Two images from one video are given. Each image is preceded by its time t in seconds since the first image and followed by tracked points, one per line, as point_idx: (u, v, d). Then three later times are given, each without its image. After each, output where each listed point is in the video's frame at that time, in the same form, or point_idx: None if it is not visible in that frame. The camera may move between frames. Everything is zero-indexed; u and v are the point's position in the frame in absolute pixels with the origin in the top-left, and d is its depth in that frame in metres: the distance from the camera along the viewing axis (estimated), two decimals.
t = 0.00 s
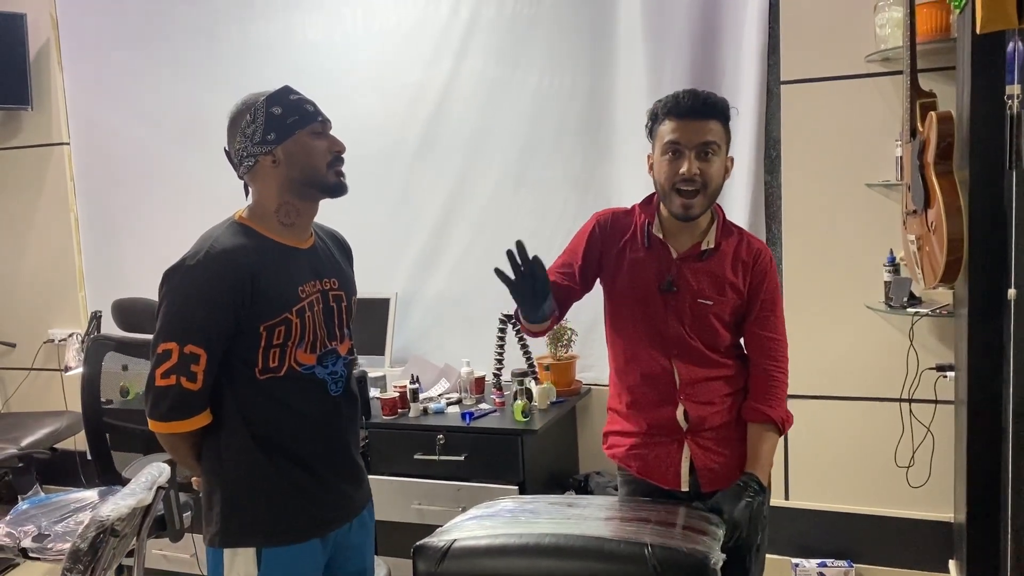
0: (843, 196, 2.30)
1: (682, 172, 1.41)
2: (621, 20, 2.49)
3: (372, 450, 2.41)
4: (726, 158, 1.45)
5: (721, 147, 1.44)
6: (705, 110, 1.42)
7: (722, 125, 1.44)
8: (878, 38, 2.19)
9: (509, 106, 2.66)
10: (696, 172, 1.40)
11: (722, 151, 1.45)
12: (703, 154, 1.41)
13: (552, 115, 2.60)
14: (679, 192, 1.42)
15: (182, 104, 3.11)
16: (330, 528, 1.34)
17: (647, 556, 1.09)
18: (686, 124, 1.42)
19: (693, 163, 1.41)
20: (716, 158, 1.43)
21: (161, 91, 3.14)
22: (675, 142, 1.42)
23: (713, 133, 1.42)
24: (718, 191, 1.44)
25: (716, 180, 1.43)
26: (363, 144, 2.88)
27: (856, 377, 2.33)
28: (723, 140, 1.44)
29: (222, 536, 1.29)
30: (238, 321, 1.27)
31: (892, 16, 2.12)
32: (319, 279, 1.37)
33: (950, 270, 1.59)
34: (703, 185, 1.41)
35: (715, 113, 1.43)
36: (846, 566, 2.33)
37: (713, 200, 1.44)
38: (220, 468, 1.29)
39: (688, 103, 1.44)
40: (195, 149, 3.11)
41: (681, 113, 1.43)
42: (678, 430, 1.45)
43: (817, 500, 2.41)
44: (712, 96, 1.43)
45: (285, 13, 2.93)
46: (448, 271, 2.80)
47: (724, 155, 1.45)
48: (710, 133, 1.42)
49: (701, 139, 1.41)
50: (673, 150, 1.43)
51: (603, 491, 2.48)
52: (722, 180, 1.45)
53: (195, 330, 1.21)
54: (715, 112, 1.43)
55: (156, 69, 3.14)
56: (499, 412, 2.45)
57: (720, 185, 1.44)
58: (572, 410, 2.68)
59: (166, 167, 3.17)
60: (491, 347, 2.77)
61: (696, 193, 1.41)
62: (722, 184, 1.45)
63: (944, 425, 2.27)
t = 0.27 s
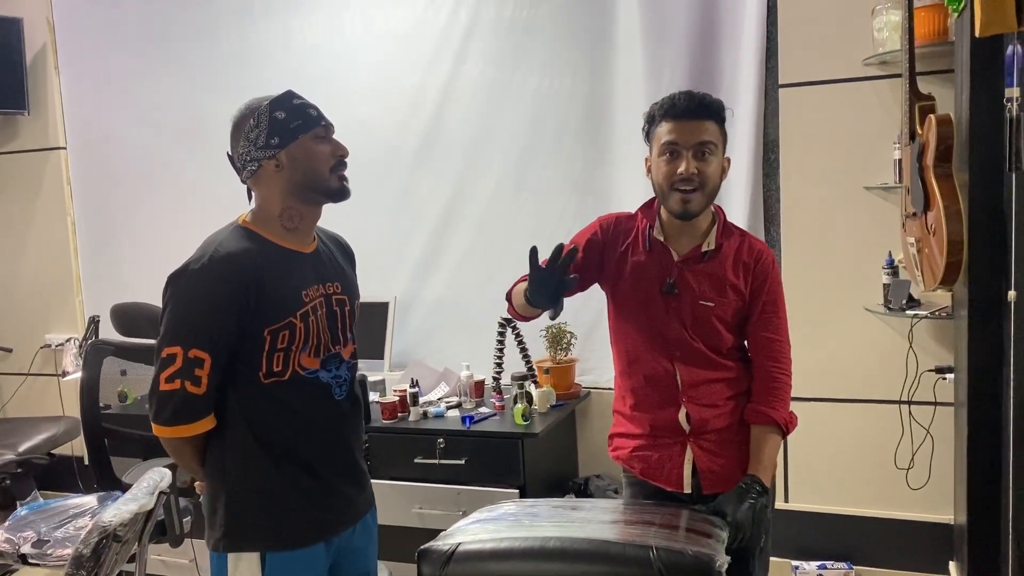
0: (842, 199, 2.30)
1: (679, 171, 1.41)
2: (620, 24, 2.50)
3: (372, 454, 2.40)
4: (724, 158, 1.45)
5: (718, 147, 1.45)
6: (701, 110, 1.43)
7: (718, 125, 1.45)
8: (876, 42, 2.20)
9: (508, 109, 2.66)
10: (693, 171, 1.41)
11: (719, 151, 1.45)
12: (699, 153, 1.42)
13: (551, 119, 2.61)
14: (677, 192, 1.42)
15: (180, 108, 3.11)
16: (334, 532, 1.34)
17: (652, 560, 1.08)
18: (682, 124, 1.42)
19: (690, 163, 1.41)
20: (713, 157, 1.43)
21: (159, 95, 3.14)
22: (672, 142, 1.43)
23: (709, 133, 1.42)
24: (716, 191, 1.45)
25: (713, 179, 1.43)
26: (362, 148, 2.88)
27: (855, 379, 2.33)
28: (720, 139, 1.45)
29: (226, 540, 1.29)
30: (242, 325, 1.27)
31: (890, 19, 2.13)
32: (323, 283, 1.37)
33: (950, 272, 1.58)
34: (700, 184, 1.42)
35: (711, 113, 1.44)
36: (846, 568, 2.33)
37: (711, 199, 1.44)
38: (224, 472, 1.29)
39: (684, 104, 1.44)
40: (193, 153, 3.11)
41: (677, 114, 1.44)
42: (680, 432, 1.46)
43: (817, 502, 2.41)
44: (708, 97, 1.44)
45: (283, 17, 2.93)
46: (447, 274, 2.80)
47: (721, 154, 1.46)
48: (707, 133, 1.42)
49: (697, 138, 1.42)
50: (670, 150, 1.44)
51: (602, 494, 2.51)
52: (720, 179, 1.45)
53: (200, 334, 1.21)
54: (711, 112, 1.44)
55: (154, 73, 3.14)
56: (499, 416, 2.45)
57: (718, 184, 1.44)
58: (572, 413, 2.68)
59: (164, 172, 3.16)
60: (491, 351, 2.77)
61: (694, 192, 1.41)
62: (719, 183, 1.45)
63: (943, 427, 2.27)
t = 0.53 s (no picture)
0: (842, 202, 2.31)
1: (675, 175, 1.41)
2: (620, 28, 2.50)
3: (374, 458, 2.40)
4: (721, 159, 1.45)
5: (714, 149, 1.44)
6: (696, 113, 1.43)
7: (714, 127, 1.45)
8: (876, 46, 2.21)
9: (508, 113, 2.67)
10: (691, 174, 1.41)
11: (716, 152, 1.45)
12: (695, 156, 1.42)
13: (551, 122, 2.61)
14: (677, 195, 1.42)
15: (179, 111, 3.11)
16: (341, 536, 1.34)
17: (660, 563, 1.08)
18: (677, 128, 1.42)
19: (686, 166, 1.41)
20: (710, 159, 1.43)
21: (158, 99, 3.14)
22: (668, 146, 1.43)
23: (704, 135, 1.42)
24: (714, 192, 1.44)
25: (711, 179, 1.43)
26: (362, 151, 2.88)
27: (856, 382, 2.34)
28: (715, 140, 1.44)
29: (233, 544, 1.29)
30: (249, 328, 1.27)
31: (890, 23, 2.15)
32: (330, 287, 1.37)
33: (953, 274, 1.60)
34: (697, 187, 1.41)
35: (706, 116, 1.44)
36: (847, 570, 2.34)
37: (710, 201, 1.44)
38: (230, 476, 1.29)
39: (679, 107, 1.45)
40: (192, 157, 3.11)
41: (672, 117, 1.44)
42: (685, 434, 1.46)
43: (818, 505, 2.41)
44: (701, 99, 1.44)
45: (283, 21, 2.93)
46: (447, 278, 2.80)
47: (719, 155, 1.45)
48: (702, 136, 1.42)
49: (692, 141, 1.42)
50: (667, 155, 1.43)
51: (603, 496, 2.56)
52: (717, 180, 1.45)
53: (207, 338, 1.21)
54: (706, 115, 1.44)
55: (153, 77, 3.13)
56: (500, 419, 2.45)
57: (716, 186, 1.44)
58: (573, 416, 2.68)
59: (163, 175, 3.16)
60: (491, 354, 2.77)
61: (691, 195, 1.41)
62: (718, 185, 1.45)
63: (944, 429, 2.28)
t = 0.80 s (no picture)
0: (843, 204, 2.31)
1: (662, 179, 1.43)
2: (620, 29, 2.50)
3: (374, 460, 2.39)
4: (715, 163, 1.44)
5: (706, 152, 1.44)
6: (690, 117, 1.44)
7: (708, 131, 1.44)
8: (876, 47, 2.22)
9: (508, 114, 2.66)
10: (676, 177, 1.42)
11: (709, 153, 1.44)
12: (683, 160, 1.42)
13: (551, 123, 2.61)
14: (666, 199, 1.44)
15: (176, 112, 3.10)
16: (346, 538, 1.33)
17: (667, 563, 1.06)
18: (668, 132, 1.44)
19: (672, 170, 1.43)
20: (700, 163, 1.43)
21: (156, 101, 3.13)
22: (659, 150, 1.45)
23: (692, 138, 1.42)
24: (706, 196, 1.44)
25: (702, 181, 1.43)
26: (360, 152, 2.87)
27: (857, 383, 2.34)
28: (707, 142, 1.44)
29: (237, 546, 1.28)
30: (256, 329, 1.26)
31: (890, 25, 2.16)
32: (335, 287, 1.37)
33: (955, 275, 1.61)
34: (683, 191, 1.42)
35: (700, 119, 1.44)
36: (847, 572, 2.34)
37: (700, 205, 1.44)
38: (235, 477, 1.28)
39: (675, 111, 1.46)
40: (190, 158, 3.09)
41: (668, 121, 1.46)
42: (690, 436, 1.46)
43: (819, 506, 2.41)
44: (693, 102, 1.44)
45: (281, 21, 2.92)
46: (447, 279, 2.80)
47: (713, 159, 1.45)
48: (692, 139, 1.43)
49: (680, 145, 1.43)
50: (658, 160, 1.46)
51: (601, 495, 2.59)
52: (710, 184, 1.44)
53: (212, 338, 1.21)
54: (699, 118, 1.44)
55: (150, 78, 3.12)
56: (501, 420, 2.44)
57: (707, 189, 1.44)
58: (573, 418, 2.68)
59: (160, 176, 3.15)
60: (491, 355, 2.76)
61: (676, 199, 1.43)
62: (710, 188, 1.44)
63: (945, 431, 2.28)
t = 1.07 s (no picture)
0: (842, 203, 2.32)
1: (650, 180, 1.46)
2: (621, 28, 2.51)
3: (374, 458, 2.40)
4: (704, 166, 1.43)
5: (695, 155, 1.44)
6: (681, 120, 1.45)
7: (699, 134, 1.45)
8: (877, 48, 2.22)
9: (508, 113, 2.66)
10: (661, 180, 1.44)
11: (699, 156, 1.44)
12: (670, 162, 1.44)
13: (552, 123, 2.62)
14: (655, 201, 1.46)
15: (176, 109, 3.09)
16: (348, 536, 1.33)
17: (672, 561, 1.07)
18: (659, 134, 1.46)
19: (659, 172, 1.45)
20: (688, 165, 1.44)
21: (155, 99, 3.12)
22: (651, 152, 1.47)
23: (681, 141, 1.44)
24: (693, 198, 1.44)
25: (690, 184, 1.43)
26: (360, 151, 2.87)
27: (856, 383, 2.35)
28: (697, 145, 1.44)
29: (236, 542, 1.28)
30: (261, 326, 1.26)
31: (890, 25, 2.16)
32: (340, 286, 1.37)
33: (955, 274, 1.62)
34: (668, 193, 1.44)
35: (692, 122, 1.45)
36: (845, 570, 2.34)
37: (687, 207, 1.44)
38: (237, 472, 1.28)
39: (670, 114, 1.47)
40: (189, 156, 3.09)
41: (663, 124, 1.48)
42: (685, 433, 1.46)
43: (818, 505, 2.42)
44: (687, 104, 1.45)
45: (281, 19, 2.92)
46: (447, 278, 2.80)
47: (703, 162, 1.44)
48: (681, 142, 1.44)
49: (668, 148, 1.44)
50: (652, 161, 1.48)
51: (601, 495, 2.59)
52: (698, 187, 1.44)
53: (218, 335, 1.20)
54: (690, 121, 1.45)
55: (149, 76, 3.12)
56: (501, 419, 2.45)
57: (695, 192, 1.44)
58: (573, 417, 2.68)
59: (159, 174, 3.14)
60: (491, 354, 2.76)
61: (661, 200, 1.45)
62: (699, 191, 1.44)
63: (944, 430, 2.29)
